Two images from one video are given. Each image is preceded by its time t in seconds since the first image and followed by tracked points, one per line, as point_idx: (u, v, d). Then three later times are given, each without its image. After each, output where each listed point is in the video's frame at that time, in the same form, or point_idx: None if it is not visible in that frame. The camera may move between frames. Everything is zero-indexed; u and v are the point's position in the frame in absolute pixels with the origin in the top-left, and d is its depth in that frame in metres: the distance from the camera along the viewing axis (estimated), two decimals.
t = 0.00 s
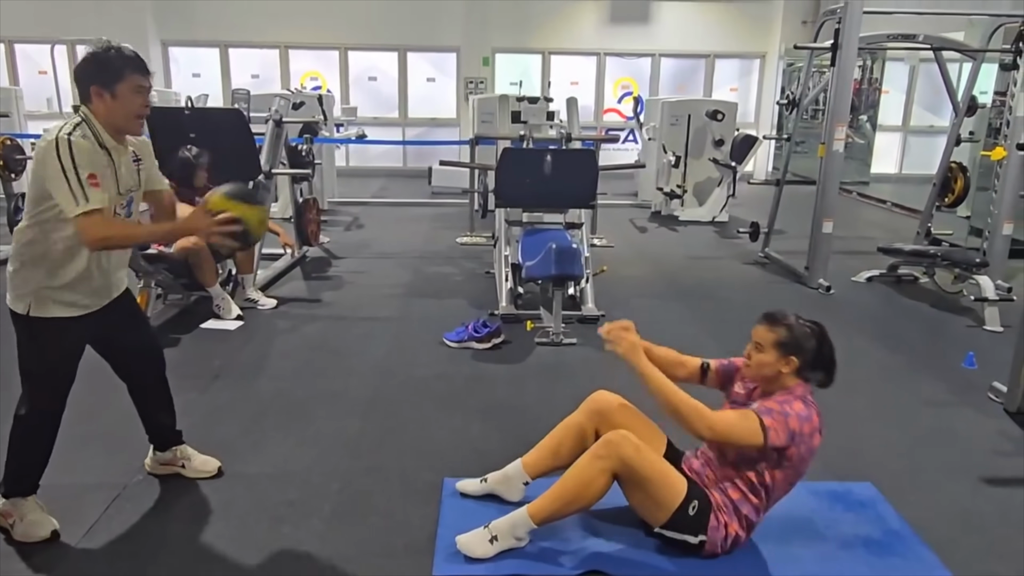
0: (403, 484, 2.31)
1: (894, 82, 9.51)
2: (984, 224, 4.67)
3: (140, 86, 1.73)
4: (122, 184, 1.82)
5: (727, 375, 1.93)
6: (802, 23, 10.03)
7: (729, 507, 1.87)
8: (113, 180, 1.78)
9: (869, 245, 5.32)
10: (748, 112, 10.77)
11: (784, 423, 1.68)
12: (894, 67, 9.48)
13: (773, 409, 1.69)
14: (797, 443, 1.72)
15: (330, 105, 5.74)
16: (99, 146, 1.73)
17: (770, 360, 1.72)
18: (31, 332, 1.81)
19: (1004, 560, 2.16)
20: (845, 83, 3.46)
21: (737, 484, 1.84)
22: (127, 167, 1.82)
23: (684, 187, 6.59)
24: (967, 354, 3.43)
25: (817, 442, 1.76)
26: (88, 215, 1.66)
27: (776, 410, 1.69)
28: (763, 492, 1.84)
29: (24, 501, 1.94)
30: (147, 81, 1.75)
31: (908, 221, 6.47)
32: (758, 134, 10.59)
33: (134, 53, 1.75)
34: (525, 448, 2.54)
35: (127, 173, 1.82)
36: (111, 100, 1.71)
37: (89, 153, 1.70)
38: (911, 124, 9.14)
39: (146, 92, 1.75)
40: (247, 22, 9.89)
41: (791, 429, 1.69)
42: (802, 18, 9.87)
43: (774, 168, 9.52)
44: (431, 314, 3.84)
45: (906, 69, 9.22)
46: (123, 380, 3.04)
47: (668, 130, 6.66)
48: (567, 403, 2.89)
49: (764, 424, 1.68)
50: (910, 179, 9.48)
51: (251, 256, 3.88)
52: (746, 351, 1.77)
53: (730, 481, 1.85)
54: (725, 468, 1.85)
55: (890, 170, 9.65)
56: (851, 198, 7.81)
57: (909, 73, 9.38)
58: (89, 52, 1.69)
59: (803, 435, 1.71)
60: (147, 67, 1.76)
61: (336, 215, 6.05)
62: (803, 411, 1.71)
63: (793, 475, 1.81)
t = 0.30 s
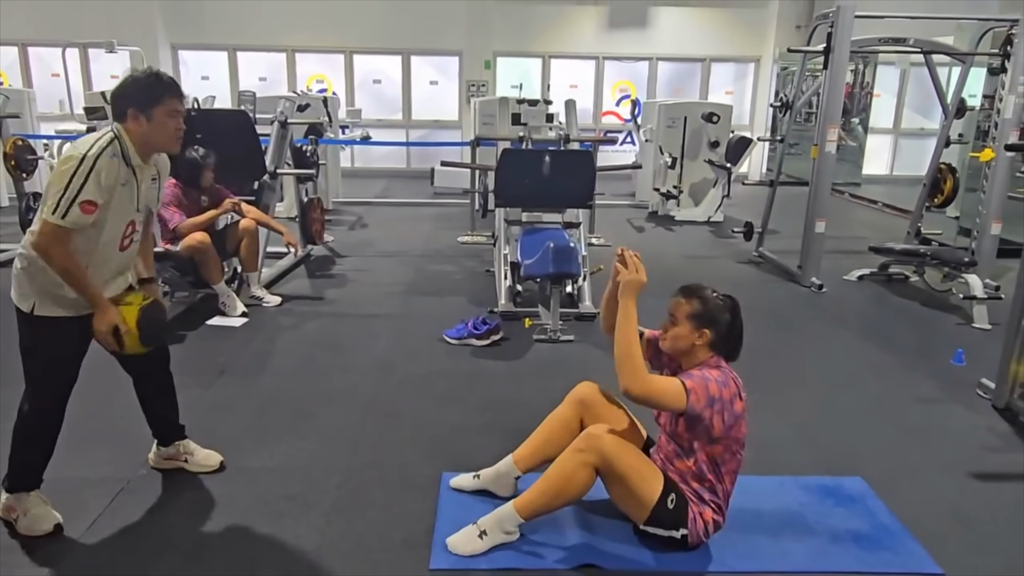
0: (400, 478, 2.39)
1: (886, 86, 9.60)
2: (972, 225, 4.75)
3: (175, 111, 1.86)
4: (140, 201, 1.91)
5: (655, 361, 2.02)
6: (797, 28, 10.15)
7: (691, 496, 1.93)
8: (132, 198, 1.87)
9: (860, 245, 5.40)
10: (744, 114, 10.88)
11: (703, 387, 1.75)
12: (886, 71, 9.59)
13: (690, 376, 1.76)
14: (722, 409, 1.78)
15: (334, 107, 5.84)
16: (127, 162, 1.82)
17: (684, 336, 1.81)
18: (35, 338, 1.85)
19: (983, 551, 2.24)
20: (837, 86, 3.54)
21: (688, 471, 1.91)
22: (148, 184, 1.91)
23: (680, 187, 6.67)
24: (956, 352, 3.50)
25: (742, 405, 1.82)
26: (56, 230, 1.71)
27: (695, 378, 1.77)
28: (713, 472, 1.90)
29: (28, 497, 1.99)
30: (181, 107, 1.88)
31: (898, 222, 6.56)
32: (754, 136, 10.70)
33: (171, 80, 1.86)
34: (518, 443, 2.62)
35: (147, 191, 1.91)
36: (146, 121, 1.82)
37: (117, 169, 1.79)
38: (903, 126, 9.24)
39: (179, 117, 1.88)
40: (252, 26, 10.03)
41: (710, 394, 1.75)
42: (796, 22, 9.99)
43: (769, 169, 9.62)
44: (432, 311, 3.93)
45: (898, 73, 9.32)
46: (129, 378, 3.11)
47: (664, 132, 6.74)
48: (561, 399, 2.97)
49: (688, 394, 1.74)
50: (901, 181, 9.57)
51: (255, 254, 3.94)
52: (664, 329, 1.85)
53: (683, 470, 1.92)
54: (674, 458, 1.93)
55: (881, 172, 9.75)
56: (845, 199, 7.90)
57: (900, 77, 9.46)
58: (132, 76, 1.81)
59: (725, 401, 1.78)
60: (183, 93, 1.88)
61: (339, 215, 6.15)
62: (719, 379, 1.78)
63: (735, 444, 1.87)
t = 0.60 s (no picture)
0: (392, 476, 2.44)
1: (879, 87, 9.64)
2: (963, 224, 4.75)
3: (143, 78, 1.81)
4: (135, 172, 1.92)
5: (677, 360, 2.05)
6: (792, 30, 10.21)
7: (692, 496, 1.97)
8: (127, 168, 1.89)
9: (853, 244, 5.44)
10: (739, 115, 10.95)
11: (730, 385, 1.78)
12: (879, 73, 9.64)
13: (718, 372, 1.78)
14: (744, 412, 1.81)
15: (334, 107, 5.89)
16: (109, 136, 1.83)
17: (719, 336, 1.84)
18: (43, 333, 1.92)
19: (964, 548, 2.28)
20: (830, 88, 3.58)
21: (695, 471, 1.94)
22: (138, 157, 1.93)
23: (676, 187, 6.72)
24: (946, 350, 3.54)
25: (762, 411, 1.86)
26: (98, 206, 1.77)
27: (722, 376, 1.79)
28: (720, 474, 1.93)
29: (25, 493, 2.03)
30: (149, 74, 1.83)
31: (891, 221, 6.62)
32: (749, 136, 10.76)
33: (136, 47, 1.82)
34: (510, 441, 2.68)
35: (139, 162, 1.93)
36: (116, 92, 1.80)
37: (101, 143, 1.81)
38: (897, 127, 9.31)
39: (148, 84, 1.83)
40: (253, 27, 10.09)
41: (736, 393, 1.78)
42: (790, 24, 10.06)
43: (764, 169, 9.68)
44: (429, 310, 3.99)
45: (891, 74, 9.37)
46: (128, 378, 3.16)
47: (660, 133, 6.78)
48: (553, 398, 3.02)
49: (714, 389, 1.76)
50: (894, 181, 9.63)
51: (254, 254, 4.01)
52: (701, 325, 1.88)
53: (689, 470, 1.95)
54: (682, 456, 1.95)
55: (874, 172, 9.81)
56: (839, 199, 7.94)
57: (893, 78, 9.50)
58: (93, 46, 1.77)
59: (748, 404, 1.81)
60: (149, 58, 1.84)
61: (339, 214, 6.21)
62: (745, 382, 1.81)
63: (746, 450, 1.91)
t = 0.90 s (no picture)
0: (387, 475, 2.51)
1: (873, 89, 9.69)
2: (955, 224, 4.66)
3: (107, 81, 1.84)
4: (98, 176, 1.94)
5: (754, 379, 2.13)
6: (787, 34, 10.29)
7: (725, 498, 2.08)
8: (89, 173, 1.90)
9: (847, 245, 5.50)
10: (735, 118, 11.03)
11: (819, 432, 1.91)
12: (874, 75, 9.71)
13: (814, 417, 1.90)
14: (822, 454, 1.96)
15: (336, 111, 5.95)
16: (68, 140, 1.85)
17: (815, 385, 1.93)
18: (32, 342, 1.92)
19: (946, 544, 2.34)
20: (823, 91, 3.63)
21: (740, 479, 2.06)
22: (103, 160, 1.95)
23: (673, 188, 6.78)
24: (936, 348, 3.60)
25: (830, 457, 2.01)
26: None
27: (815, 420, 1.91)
28: (761, 490, 2.07)
29: (25, 496, 2.08)
30: (115, 78, 1.86)
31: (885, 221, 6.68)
32: (746, 138, 10.83)
33: (103, 49, 1.85)
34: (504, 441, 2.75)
35: (103, 166, 1.94)
36: (78, 93, 1.82)
37: (55, 149, 1.82)
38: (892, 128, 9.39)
39: (113, 88, 1.86)
40: (255, 33, 10.19)
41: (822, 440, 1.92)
42: (785, 28, 10.14)
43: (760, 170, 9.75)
44: (428, 311, 4.06)
45: (884, 77, 9.40)
46: (126, 382, 3.23)
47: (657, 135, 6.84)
48: (548, 398, 3.09)
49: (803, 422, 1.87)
50: (888, 183, 9.68)
51: (255, 256, 4.09)
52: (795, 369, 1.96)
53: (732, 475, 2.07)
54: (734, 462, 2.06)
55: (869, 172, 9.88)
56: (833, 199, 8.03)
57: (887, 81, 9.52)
58: (58, 47, 1.80)
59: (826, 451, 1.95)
60: (116, 61, 1.87)
61: (341, 216, 6.29)
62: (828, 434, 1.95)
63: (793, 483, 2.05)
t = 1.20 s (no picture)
0: (391, 469, 2.61)
1: (866, 92, 9.80)
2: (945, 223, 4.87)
3: (120, 89, 1.90)
4: (110, 181, 2.00)
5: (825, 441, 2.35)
6: (781, 38, 10.45)
7: (745, 504, 2.22)
8: (101, 177, 1.97)
9: (840, 243, 5.62)
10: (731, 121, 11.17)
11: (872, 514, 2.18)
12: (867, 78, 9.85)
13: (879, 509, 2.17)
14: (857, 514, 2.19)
15: (344, 115, 6.06)
16: (81, 145, 1.91)
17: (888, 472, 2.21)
18: (45, 341, 1.96)
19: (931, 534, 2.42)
20: (815, 94, 3.74)
21: (767, 493, 2.22)
22: (115, 164, 2.00)
23: (671, 189, 6.89)
24: (925, 343, 3.70)
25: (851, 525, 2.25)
26: (28, 223, 1.81)
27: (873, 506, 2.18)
28: (779, 509, 2.23)
29: (40, 489, 2.16)
30: (128, 85, 1.92)
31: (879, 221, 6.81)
32: (743, 140, 10.96)
33: (117, 57, 1.91)
34: (504, 436, 2.86)
35: (114, 170, 2.00)
36: (92, 100, 1.88)
37: (67, 153, 1.88)
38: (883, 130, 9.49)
39: (126, 96, 1.92)
40: (264, 40, 10.39)
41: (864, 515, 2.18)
42: (780, 33, 10.29)
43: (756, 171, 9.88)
44: (432, 308, 4.20)
45: (875, 80, 9.42)
46: (135, 380, 3.32)
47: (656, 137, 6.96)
48: (547, 394, 3.21)
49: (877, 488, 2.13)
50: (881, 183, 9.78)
51: (264, 255, 4.22)
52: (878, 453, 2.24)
53: (758, 485, 2.22)
54: (766, 474, 2.23)
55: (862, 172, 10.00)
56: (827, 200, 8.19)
57: (879, 83, 9.57)
58: (74, 54, 1.86)
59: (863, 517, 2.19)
60: (130, 69, 1.93)
61: (350, 217, 6.44)
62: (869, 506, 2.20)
63: (804, 516, 2.23)
